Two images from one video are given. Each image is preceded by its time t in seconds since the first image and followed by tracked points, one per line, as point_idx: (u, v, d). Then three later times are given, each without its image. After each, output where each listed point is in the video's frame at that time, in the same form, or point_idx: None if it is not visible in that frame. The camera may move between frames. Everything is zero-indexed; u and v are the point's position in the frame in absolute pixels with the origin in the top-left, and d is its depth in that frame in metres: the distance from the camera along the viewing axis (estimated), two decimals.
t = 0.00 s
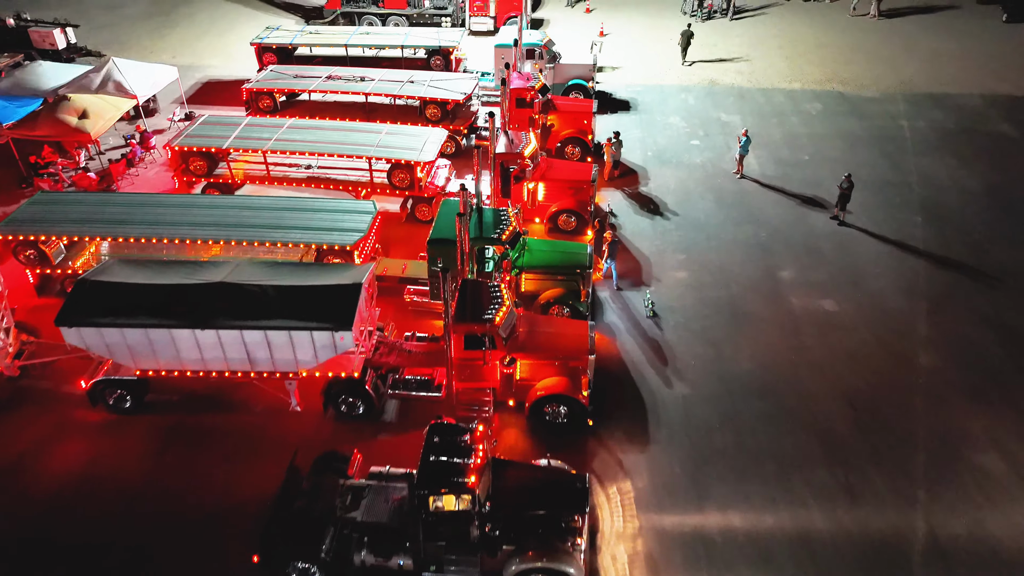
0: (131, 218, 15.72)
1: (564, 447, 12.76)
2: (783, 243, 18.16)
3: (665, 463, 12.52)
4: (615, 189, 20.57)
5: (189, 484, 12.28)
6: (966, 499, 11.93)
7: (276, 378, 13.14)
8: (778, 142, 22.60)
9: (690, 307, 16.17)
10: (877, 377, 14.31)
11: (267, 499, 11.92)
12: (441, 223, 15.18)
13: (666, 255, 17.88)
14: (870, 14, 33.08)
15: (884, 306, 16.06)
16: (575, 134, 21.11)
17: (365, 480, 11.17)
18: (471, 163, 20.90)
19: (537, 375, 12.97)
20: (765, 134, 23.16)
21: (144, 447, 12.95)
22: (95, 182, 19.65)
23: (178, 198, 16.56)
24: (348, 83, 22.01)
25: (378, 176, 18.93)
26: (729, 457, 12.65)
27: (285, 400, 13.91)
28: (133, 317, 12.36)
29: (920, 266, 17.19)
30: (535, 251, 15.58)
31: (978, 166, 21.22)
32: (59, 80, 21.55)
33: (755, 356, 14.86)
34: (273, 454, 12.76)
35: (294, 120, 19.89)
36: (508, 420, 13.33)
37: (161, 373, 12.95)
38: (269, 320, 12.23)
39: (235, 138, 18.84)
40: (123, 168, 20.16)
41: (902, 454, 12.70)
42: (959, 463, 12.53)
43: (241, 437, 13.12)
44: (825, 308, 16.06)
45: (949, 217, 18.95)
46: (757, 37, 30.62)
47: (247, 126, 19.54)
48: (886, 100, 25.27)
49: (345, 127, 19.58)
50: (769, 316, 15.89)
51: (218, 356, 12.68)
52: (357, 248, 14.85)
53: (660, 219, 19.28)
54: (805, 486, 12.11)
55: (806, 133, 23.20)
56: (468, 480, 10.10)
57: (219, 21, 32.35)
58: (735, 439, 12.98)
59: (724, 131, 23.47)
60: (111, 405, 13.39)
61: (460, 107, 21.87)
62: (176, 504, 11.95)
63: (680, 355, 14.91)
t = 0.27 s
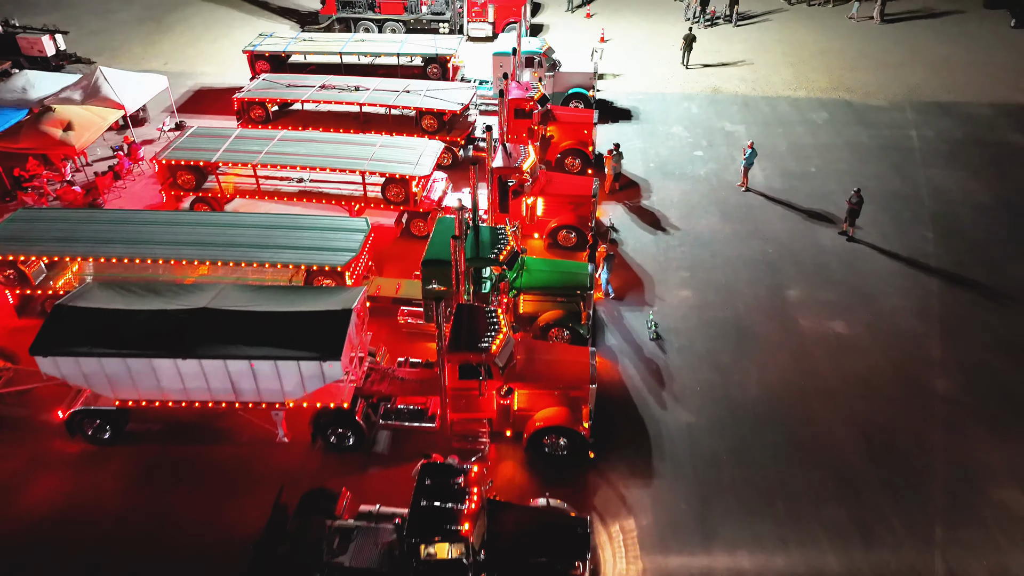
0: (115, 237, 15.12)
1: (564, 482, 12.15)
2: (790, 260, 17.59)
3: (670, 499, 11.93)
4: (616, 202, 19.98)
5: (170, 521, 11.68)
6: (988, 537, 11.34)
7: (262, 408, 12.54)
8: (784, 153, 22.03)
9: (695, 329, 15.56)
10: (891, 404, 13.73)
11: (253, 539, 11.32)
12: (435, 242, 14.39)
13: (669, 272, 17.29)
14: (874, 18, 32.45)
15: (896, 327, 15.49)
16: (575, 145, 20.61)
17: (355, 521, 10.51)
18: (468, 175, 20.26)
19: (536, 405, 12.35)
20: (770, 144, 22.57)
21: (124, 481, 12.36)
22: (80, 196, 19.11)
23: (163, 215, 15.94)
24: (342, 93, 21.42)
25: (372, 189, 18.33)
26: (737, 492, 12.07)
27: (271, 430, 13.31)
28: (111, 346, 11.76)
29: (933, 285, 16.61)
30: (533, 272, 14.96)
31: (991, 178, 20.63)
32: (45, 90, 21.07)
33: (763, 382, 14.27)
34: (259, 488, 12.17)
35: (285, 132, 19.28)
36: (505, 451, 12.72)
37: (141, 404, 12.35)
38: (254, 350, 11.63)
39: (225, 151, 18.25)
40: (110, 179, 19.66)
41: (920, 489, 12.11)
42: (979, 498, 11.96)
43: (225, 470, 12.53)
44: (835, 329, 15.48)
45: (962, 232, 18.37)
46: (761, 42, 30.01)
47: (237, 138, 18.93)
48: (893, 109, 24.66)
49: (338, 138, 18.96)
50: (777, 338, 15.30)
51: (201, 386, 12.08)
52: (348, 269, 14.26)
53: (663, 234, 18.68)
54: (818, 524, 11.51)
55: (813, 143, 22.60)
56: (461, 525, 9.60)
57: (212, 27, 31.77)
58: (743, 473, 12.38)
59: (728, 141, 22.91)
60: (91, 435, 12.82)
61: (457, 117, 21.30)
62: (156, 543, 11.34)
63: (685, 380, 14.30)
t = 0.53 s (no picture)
0: (97, 258, 14.53)
1: (563, 521, 11.55)
2: (798, 278, 17.01)
3: (676, 539, 11.33)
4: (617, 217, 19.41)
5: (149, 563, 11.07)
6: None
7: (247, 442, 11.94)
8: (790, 165, 21.47)
9: (700, 353, 14.97)
10: (905, 433, 13.16)
11: None
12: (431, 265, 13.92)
13: (672, 291, 16.70)
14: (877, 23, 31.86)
15: (909, 351, 14.92)
16: (575, 157, 20.08)
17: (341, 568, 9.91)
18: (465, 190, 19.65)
19: (534, 439, 11.76)
20: (776, 156, 21.99)
21: (102, 519, 11.75)
22: (64, 211, 18.56)
23: (148, 234, 15.35)
24: (336, 103, 20.81)
25: (366, 205, 17.72)
26: (746, 530, 11.47)
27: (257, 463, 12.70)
28: (87, 379, 11.16)
29: (947, 304, 16.04)
30: (532, 294, 14.36)
31: (1003, 191, 20.06)
32: (30, 101, 20.50)
33: (772, 410, 13.67)
34: (243, 527, 11.56)
35: (276, 145, 18.64)
36: (502, 487, 12.12)
37: (120, 438, 11.76)
38: (238, 383, 11.05)
39: (213, 165, 17.65)
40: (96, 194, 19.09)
41: (939, 526, 11.52)
42: (1002, 536, 11.37)
43: (208, 507, 11.92)
44: (845, 353, 14.91)
45: (975, 248, 17.79)
46: (765, 49, 29.44)
47: (226, 151, 18.31)
48: (902, 118, 24.07)
49: (331, 152, 18.35)
50: (786, 363, 14.72)
51: (182, 420, 11.48)
52: (338, 292, 13.68)
53: (665, 251, 18.10)
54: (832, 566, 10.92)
55: (819, 155, 22.02)
56: None
57: (206, 33, 31.20)
58: (752, 510, 11.79)
59: (732, 152, 22.36)
60: (68, 470, 12.22)
61: (453, 128, 20.72)
62: None
63: (689, 408, 13.70)
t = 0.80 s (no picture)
0: (76, 281, 13.93)
1: (562, 565, 10.94)
2: (806, 299, 16.42)
3: None
4: (618, 233, 18.83)
5: None
6: None
7: (229, 481, 11.32)
8: (796, 178, 20.88)
9: (705, 379, 14.36)
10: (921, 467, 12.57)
11: None
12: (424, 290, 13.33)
13: (676, 312, 16.09)
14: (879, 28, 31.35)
15: (923, 378, 14.34)
16: (575, 171, 19.50)
17: None
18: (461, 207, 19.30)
19: (532, 477, 11.14)
20: (781, 168, 21.42)
21: (76, 561, 11.14)
22: (47, 227, 17.96)
23: (131, 255, 14.75)
24: (329, 115, 20.23)
25: (358, 222, 17.13)
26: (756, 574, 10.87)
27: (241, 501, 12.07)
28: (60, 417, 10.55)
29: (961, 328, 15.46)
30: (529, 319, 13.74)
31: (1016, 206, 19.47)
32: (15, 113, 19.92)
33: (781, 442, 13.06)
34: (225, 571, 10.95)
35: (267, 159, 18.02)
36: (497, 527, 11.51)
37: (95, 477, 11.14)
38: (218, 421, 10.44)
39: (200, 181, 17.04)
40: (80, 209, 18.51)
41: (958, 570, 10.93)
42: None
43: (188, 549, 11.31)
44: (856, 379, 14.32)
45: (988, 267, 17.21)
46: (769, 56, 28.88)
47: (214, 166, 17.69)
48: (910, 128, 23.49)
49: (322, 167, 17.72)
50: (795, 390, 14.12)
51: (160, 459, 10.86)
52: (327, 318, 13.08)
53: (668, 270, 17.49)
54: None
55: (826, 167, 21.44)
56: None
57: (199, 40, 30.65)
58: (762, 552, 11.19)
59: (736, 164, 21.78)
60: (42, 509, 11.61)
61: (449, 141, 20.19)
62: None
63: (695, 440, 13.09)
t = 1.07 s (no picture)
0: (55, 304, 13.33)
1: None
2: (815, 319, 15.79)
3: None
4: (620, 250, 18.21)
5: None
6: None
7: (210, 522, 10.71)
8: (803, 191, 20.28)
9: (712, 407, 13.73)
10: (939, 503, 11.94)
11: None
12: (418, 316, 12.69)
13: (681, 335, 15.47)
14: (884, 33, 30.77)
15: (938, 405, 13.72)
16: (575, 185, 18.90)
17: None
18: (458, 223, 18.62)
19: (530, 519, 10.51)
20: (788, 181, 20.82)
21: None
22: (30, 244, 17.29)
23: (113, 276, 14.15)
24: (322, 127, 19.60)
25: (350, 240, 16.51)
26: None
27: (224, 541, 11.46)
28: (29, 456, 9.94)
29: (977, 352, 14.84)
30: (528, 346, 13.12)
31: None
32: None
33: (791, 475, 12.44)
34: None
35: (258, 174, 17.42)
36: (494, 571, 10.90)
37: (68, 518, 10.53)
38: (197, 461, 9.82)
39: (187, 197, 16.44)
40: (63, 225, 17.90)
41: None
42: None
43: None
44: (869, 407, 13.71)
45: (1004, 286, 16.58)
46: (773, 63, 28.26)
47: (202, 181, 17.08)
48: (919, 138, 22.86)
49: (314, 182, 17.11)
50: (805, 418, 13.50)
51: (136, 500, 10.25)
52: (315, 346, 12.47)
53: (671, 289, 16.87)
54: None
55: (834, 179, 20.82)
56: None
57: (192, 45, 30.05)
58: None
59: (741, 176, 21.19)
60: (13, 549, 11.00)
61: (446, 153, 19.57)
62: None
63: (701, 473, 12.46)
